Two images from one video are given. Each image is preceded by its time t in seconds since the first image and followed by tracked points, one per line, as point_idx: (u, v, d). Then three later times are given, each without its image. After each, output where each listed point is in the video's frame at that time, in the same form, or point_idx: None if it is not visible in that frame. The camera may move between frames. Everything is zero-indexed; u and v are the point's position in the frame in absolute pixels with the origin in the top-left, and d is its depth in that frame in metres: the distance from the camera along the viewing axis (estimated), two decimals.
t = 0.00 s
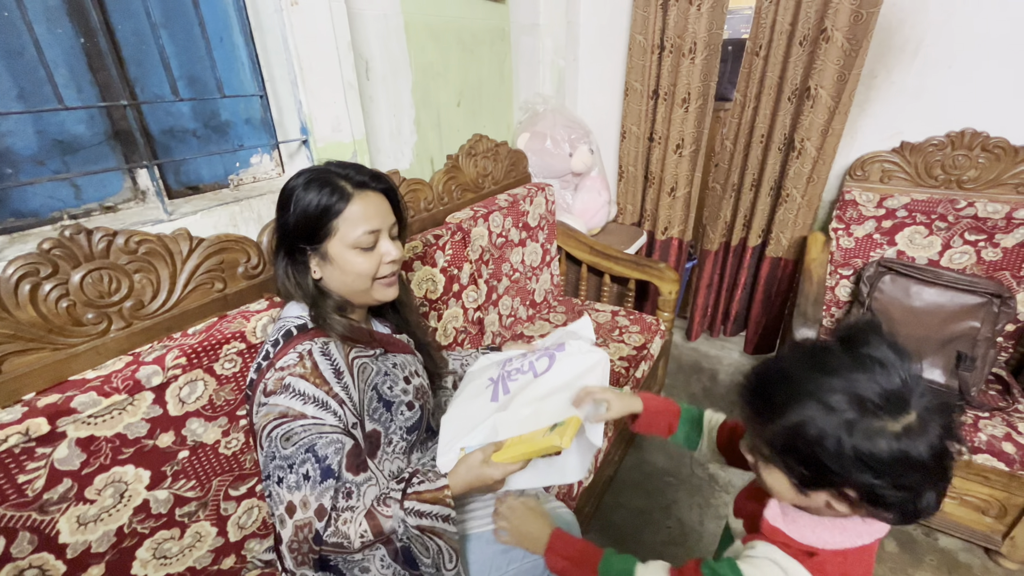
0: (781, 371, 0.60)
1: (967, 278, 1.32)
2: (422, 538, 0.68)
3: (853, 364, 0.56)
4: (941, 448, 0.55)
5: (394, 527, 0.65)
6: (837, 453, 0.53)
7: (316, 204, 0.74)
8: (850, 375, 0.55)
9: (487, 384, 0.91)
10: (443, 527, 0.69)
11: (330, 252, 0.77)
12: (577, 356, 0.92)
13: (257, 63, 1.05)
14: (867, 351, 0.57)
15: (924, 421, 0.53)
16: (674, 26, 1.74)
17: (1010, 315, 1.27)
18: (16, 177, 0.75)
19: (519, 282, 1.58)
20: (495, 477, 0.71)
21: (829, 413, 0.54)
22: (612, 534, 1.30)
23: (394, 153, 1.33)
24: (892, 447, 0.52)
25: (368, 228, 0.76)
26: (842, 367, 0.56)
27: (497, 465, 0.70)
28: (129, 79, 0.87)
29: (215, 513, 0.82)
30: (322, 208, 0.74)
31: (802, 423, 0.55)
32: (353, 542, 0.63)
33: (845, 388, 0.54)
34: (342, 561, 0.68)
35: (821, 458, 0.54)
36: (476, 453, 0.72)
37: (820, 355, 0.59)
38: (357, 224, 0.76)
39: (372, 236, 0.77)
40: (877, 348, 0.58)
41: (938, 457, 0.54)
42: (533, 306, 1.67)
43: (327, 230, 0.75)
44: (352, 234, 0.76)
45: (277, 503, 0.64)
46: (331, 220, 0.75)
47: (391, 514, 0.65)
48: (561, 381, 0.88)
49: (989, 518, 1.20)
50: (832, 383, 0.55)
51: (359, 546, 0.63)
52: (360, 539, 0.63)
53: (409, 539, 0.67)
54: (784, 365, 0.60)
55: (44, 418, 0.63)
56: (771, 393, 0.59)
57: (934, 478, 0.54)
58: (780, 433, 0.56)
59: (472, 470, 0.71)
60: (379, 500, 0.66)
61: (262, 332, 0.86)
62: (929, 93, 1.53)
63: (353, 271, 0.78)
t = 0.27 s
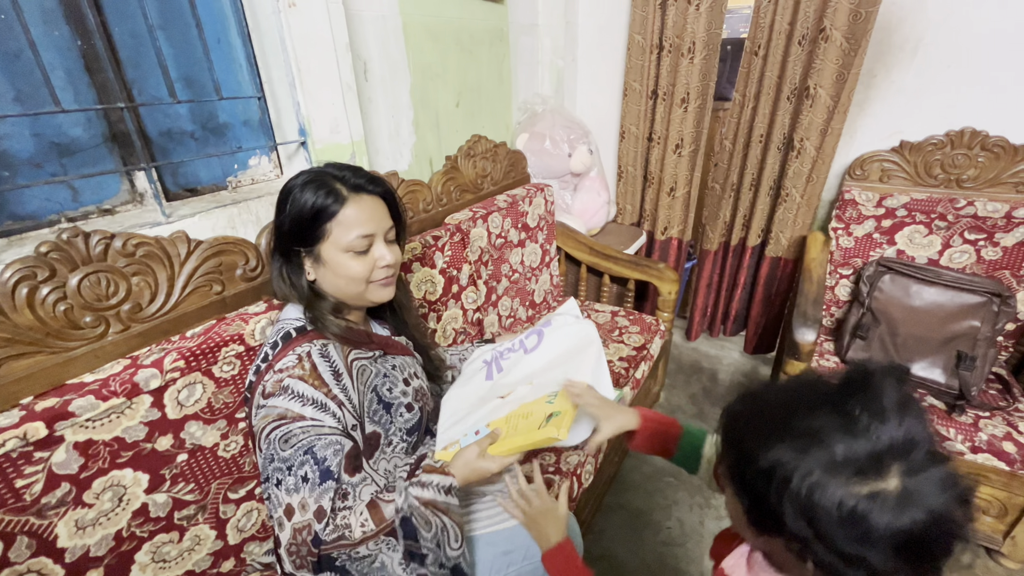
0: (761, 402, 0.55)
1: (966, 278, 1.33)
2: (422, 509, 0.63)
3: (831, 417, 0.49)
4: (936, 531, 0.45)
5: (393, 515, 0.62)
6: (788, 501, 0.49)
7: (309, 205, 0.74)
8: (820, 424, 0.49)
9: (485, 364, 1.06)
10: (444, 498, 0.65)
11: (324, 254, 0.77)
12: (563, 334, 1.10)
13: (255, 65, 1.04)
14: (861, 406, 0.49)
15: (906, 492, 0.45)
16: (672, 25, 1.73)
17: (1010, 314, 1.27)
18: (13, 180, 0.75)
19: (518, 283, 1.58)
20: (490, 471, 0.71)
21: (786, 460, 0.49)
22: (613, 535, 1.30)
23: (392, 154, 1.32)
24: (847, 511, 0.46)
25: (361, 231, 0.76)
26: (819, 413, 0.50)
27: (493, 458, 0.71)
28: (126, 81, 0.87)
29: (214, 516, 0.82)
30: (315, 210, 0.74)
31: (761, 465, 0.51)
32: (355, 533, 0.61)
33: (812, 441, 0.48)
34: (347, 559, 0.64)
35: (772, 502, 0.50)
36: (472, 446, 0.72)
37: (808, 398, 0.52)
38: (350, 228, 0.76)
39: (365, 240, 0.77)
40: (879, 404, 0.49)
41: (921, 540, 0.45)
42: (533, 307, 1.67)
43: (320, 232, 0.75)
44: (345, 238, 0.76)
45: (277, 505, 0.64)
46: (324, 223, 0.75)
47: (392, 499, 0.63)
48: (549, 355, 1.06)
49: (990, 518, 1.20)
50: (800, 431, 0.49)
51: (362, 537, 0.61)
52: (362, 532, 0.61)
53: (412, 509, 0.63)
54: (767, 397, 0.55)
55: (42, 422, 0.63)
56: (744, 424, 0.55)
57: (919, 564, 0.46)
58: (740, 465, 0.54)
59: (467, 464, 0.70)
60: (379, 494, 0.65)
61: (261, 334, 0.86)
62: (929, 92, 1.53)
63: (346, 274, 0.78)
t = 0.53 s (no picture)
0: (808, 430, 0.50)
1: (967, 277, 1.33)
2: (419, 487, 0.66)
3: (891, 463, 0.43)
4: None
5: (393, 505, 0.64)
6: (819, 542, 0.44)
7: (308, 208, 0.74)
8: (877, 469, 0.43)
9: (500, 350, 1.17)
10: (442, 479, 0.66)
11: (322, 257, 0.76)
12: (564, 309, 1.14)
13: (253, 67, 1.04)
14: (927, 460, 0.43)
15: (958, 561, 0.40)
16: (671, 25, 1.73)
17: (1011, 313, 1.27)
18: (11, 183, 0.75)
19: (518, 284, 1.57)
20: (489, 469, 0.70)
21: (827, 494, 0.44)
22: (613, 536, 1.30)
23: (391, 155, 1.32)
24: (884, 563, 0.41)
25: (361, 235, 0.76)
26: (872, 457, 0.44)
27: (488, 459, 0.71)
28: (123, 84, 0.86)
29: (213, 520, 0.82)
30: (315, 213, 0.74)
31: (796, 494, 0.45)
32: (354, 530, 0.62)
33: (864, 484, 0.43)
34: (349, 558, 0.63)
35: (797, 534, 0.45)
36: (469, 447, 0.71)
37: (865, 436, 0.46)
38: (350, 231, 0.76)
39: (365, 243, 0.77)
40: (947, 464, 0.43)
41: None
42: (533, 308, 1.67)
43: (319, 235, 0.75)
44: (345, 241, 0.75)
45: (275, 508, 0.64)
46: (323, 226, 0.75)
47: (390, 496, 0.65)
48: (548, 328, 1.10)
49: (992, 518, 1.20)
50: (847, 472, 0.44)
51: (361, 533, 0.62)
52: (361, 528, 0.62)
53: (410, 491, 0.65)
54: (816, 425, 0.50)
55: (39, 427, 0.62)
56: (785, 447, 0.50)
57: None
58: (768, 491, 0.49)
59: (465, 464, 0.69)
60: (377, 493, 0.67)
61: (259, 337, 0.86)
62: (928, 91, 1.52)
63: (344, 277, 0.77)
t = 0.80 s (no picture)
0: (802, 466, 0.40)
1: (967, 277, 1.33)
2: (422, 498, 0.62)
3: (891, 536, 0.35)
4: None
5: (395, 517, 0.60)
6: None
7: (308, 211, 0.73)
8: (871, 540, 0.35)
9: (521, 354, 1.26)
10: (445, 492, 0.63)
11: (322, 260, 0.76)
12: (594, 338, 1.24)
13: (252, 70, 1.04)
14: (933, 531, 0.35)
15: None
16: (670, 26, 1.73)
17: (1012, 313, 1.27)
18: (9, 187, 0.75)
19: (518, 285, 1.57)
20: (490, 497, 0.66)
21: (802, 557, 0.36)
22: (614, 539, 1.29)
23: (391, 157, 1.32)
24: None
25: (360, 238, 0.76)
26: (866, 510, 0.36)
27: (496, 486, 0.66)
28: (122, 87, 0.86)
29: (213, 524, 0.82)
30: (315, 216, 0.74)
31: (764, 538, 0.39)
32: (354, 539, 0.59)
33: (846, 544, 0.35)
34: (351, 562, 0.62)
35: None
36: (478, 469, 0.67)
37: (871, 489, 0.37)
38: (350, 235, 0.75)
39: (364, 246, 0.77)
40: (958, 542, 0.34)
41: None
42: (533, 309, 1.66)
43: (319, 238, 0.75)
44: (344, 245, 0.75)
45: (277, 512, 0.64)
46: (323, 229, 0.74)
47: (391, 507, 0.62)
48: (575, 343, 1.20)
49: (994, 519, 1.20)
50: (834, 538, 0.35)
51: (362, 543, 0.59)
52: (361, 538, 0.59)
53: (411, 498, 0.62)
54: (813, 463, 0.40)
55: (37, 432, 0.62)
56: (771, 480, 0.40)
57: None
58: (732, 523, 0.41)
59: (470, 485, 0.66)
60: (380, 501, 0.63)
61: (259, 340, 0.86)
62: (928, 91, 1.52)
63: (344, 281, 0.77)
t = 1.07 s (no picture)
0: (741, 488, 0.31)
1: (966, 277, 1.33)
2: (416, 522, 0.66)
3: None
4: None
5: (387, 539, 0.63)
6: None
7: (312, 215, 0.73)
8: None
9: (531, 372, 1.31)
10: (439, 517, 0.67)
11: (324, 265, 0.76)
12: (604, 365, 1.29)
13: (252, 72, 1.04)
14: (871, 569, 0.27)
15: None
16: (668, 28, 1.73)
17: (1011, 314, 1.27)
18: (8, 191, 0.75)
19: (517, 287, 1.57)
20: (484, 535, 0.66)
21: None
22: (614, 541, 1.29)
23: (390, 160, 1.32)
24: None
25: (363, 244, 0.76)
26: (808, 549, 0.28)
27: (492, 525, 0.65)
28: (121, 90, 0.86)
29: (212, 527, 0.82)
30: (318, 220, 0.74)
31: None
32: (345, 555, 0.61)
33: None
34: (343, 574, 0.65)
35: None
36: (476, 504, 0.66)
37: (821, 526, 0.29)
38: (352, 240, 0.75)
39: (367, 253, 0.77)
40: None
41: None
42: (532, 311, 1.66)
43: (321, 242, 0.75)
44: (346, 249, 0.75)
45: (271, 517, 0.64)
46: (325, 233, 0.75)
47: (386, 527, 0.64)
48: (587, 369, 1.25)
49: (994, 520, 1.20)
50: None
51: (352, 560, 0.62)
52: (352, 555, 0.62)
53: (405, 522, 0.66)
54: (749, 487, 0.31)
55: (36, 435, 0.62)
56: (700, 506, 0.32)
57: None
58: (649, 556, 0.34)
59: (465, 519, 0.66)
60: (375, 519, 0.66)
61: (258, 343, 0.86)
62: (926, 92, 1.53)
63: (344, 286, 0.77)
